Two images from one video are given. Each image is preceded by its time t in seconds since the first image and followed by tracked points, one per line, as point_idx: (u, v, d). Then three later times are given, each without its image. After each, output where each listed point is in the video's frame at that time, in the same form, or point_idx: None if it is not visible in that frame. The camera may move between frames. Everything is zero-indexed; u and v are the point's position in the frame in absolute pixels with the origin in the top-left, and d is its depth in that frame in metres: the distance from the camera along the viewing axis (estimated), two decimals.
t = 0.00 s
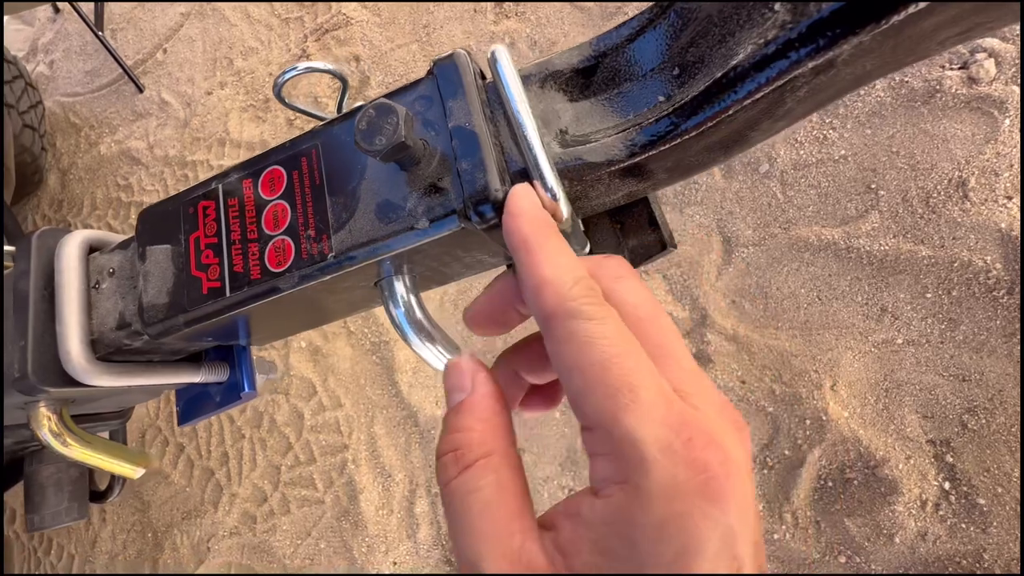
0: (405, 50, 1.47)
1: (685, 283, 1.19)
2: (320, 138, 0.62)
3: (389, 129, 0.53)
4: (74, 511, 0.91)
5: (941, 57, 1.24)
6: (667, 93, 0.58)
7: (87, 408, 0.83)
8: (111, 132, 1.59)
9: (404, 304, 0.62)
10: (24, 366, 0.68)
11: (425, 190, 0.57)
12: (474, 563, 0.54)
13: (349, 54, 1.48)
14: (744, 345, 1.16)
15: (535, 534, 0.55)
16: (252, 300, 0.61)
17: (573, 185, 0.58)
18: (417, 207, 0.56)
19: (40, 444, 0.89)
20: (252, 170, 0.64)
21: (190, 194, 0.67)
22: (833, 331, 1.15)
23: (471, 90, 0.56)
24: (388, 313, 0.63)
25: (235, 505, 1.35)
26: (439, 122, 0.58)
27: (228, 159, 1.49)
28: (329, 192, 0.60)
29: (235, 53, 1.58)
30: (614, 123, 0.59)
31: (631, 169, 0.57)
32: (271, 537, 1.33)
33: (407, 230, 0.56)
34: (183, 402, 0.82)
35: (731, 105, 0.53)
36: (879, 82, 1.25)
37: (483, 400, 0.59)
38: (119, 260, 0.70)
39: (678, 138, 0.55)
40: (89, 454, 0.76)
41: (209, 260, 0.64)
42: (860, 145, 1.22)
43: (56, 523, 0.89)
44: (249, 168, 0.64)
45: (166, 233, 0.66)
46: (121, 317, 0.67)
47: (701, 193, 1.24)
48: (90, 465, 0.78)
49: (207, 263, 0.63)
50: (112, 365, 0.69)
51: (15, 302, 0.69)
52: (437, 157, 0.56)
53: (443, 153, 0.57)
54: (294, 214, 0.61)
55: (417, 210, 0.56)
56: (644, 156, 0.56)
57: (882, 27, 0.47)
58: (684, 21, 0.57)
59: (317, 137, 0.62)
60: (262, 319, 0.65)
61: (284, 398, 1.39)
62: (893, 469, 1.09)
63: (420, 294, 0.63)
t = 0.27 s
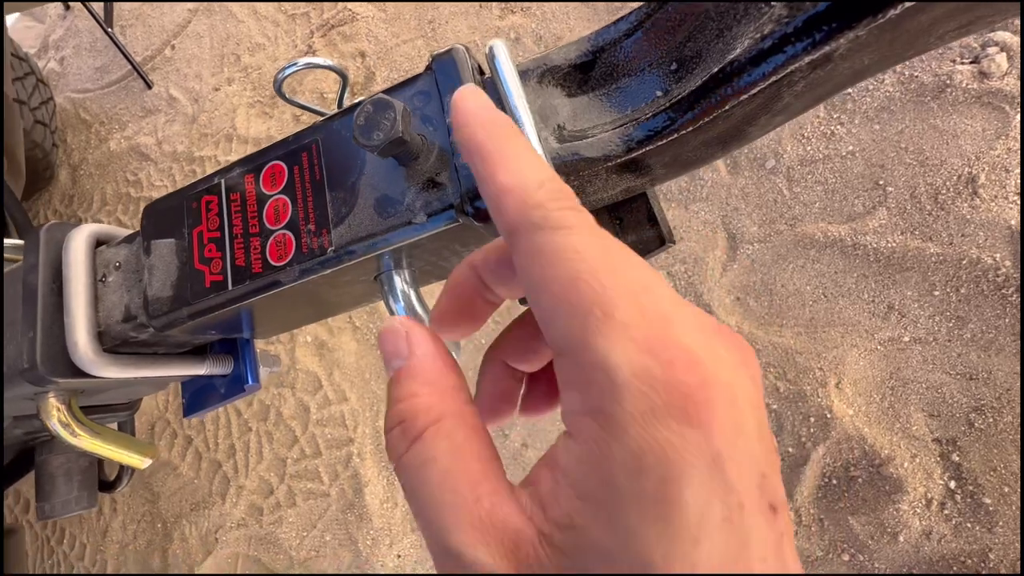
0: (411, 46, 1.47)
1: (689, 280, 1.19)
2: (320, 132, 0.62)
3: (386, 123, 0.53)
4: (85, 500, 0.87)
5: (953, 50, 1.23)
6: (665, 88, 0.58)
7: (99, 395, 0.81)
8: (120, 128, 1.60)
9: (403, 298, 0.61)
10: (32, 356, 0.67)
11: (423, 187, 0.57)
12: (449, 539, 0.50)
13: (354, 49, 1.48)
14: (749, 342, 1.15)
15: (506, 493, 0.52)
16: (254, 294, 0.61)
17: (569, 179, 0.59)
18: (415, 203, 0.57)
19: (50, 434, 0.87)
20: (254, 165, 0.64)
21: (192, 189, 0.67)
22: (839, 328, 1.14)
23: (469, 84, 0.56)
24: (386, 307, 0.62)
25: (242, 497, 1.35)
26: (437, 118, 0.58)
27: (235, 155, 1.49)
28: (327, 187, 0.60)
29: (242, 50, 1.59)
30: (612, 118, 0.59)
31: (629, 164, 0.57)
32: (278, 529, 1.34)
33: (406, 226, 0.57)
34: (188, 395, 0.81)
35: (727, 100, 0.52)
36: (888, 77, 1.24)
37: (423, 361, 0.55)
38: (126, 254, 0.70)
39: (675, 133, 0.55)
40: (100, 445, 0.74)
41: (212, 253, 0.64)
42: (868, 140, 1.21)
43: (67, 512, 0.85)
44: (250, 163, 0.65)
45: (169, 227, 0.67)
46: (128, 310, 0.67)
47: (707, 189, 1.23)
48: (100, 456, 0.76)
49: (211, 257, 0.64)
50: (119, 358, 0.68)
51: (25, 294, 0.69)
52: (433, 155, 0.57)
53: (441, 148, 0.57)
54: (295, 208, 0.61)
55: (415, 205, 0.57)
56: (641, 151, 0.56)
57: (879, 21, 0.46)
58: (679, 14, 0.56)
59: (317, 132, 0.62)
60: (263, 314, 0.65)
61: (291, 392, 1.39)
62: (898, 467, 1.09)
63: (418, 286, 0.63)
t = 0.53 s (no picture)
0: (419, 43, 1.47)
1: (698, 278, 1.18)
2: (335, 126, 0.62)
3: (405, 117, 0.52)
4: (99, 493, 0.84)
5: (968, 45, 1.22)
6: (685, 82, 0.58)
7: (109, 392, 0.80)
8: (130, 125, 1.60)
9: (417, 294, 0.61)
10: (50, 351, 0.66)
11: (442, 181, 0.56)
12: None
13: (362, 46, 1.47)
14: (758, 340, 1.14)
15: (458, 534, 0.52)
16: (270, 289, 0.61)
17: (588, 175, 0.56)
18: (432, 198, 0.56)
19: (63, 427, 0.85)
20: (269, 159, 0.63)
21: (207, 184, 0.67)
22: (850, 326, 1.13)
23: (488, 79, 0.56)
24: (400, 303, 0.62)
25: (251, 492, 1.35)
26: (454, 112, 0.57)
27: (244, 152, 1.49)
28: (344, 182, 0.60)
29: (250, 47, 1.59)
30: (631, 111, 0.58)
31: (647, 159, 0.56)
32: (286, 523, 1.34)
33: (423, 221, 0.56)
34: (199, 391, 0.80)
35: (750, 94, 0.51)
36: (901, 72, 1.22)
37: (378, 444, 0.58)
38: (141, 249, 0.69)
39: (696, 127, 0.54)
40: (114, 437, 0.74)
41: (228, 249, 0.64)
42: (881, 137, 1.19)
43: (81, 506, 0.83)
44: (265, 157, 0.64)
45: (185, 222, 0.66)
46: (144, 305, 0.67)
47: (716, 186, 1.22)
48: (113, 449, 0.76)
49: (226, 252, 0.63)
50: (136, 353, 0.68)
51: (41, 289, 0.67)
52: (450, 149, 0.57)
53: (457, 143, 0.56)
54: (311, 204, 0.61)
55: (432, 200, 0.56)
56: (660, 146, 0.55)
57: (908, 12, 0.45)
58: (702, 9, 0.58)
59: (333, 126, 0.61)
60: (278, 309, 0.65)
61: (298, 389, 1.40)
62: (909, 467, 1.07)
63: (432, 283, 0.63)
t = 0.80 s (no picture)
0: (415, 42, 1.46)
1: (694, 280, 1.16)
2: (302, 136, 0.61)
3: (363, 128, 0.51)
4: (83, 497, 0.86)
5: (968, 45, 1.20)
6: (654, 91, 0.57)
7: (92, 397, 0.80)
8: (130, 125, 1.61)
9: (387, 305, 0.60)
10: (19, 359, 0.67)
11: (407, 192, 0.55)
12: (535, 481, 0.60)
13: (359, 45, 1.47)
14: (753, 343, 1.13)
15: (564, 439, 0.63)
16: (236, 300, 0.61)
17: (555, 184, 0.56)
18: (396, 210, 0.55)
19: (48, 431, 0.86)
20: (237, 169, 0.63)
21: (177, 192, 0.66)
22: (846, 331, 1.12)
23: (451, 90, 0.56)
24: (370, 314, 0.62)
25: (248, 492, 1.31)
26: (418, 121, 0.57)
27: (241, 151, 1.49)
28: (309, 191, 0.59)
29: (248, 46, 1.59)
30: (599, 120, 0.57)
31: (615, 169, 0.56)
32: (282, 524, 1.31)
33: (387, 233, 0.56)
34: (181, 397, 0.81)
35: (715, 106, 0.51)
36: (900, 73, 1.20)
37: (528, 341, 0.65)
38: (112, 257, 0.69)
39: (661, 140, 0.53)
40: (94, 445, 0.75)
41: (196, 258, 0.63)
42: (879, 138, 1.18)
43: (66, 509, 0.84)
44: (233, 167, 0.64)
45: (154, 231, 0.66)
46: (114, 313, 0.67)
47: (712, 187, 1.21)
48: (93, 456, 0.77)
49: (193, 262, 0.63)
50: (106, 362, 0.68)
51: (13, 296, 0.69)
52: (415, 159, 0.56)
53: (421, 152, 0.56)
54: (276, 214, 0.60)
55: (396, 212, 0.55)
56: (626, 156, 0.54)
57: (875, 22, 0.45)
58: (670, 17, 0.57)
59: (300, 136, 0.61)
60: (247, 319, 0.64)
61: (296, 388, 1.34)
62: (905, 474, 1.06)
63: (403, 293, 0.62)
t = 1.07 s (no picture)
0: (410, 44, 1.45)
1: (688, 285, 1.15)
2: (261, 149, 0.61)
3: (315, 144, 0.51)
4: (62, 507, 0.87)
5: (966, 47, 1.18)
6: (621, 102, 0.56)
7: (65, 408, 0.79)
8: (126, 125, 1.60)
9: (352, 322, 0.60)
10: None
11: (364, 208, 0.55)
12: (505, 529, 0.56)
13: (354, 46, 1.47)
14: (748, 349, 1.11)
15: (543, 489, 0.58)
16: (194, 316, 0.61)
17: (519, 201, 0.57)
18: (354, 227, 0.55)
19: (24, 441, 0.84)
20: (196, 181, 0.63)
21: (138, 204, 0.66)
22: (841, 337, 1.10)
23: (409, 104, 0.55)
24: (336, 330, 0.61)
25: (242, 494, 1.29)
26: (376, 135, 0.56)
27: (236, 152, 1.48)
28: (268, 206, 0.59)
29: (244, 47, 1.58)
30: (564, 131, 0.57)
31: (581, 183, 0.56)
32: (276, 526, 1.28)
33: (344, 251, 0.55)
34: (155, 409, 0.81)
35: (679, 120, 0.52)
36: (897, 76, 1.19)
37: (503, 378, 0.60)
38: (76, 270, 0.69)
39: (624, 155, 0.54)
40: (65, 456, 0.74)
41: (155, 272, 0.63)
42: (875, 141, 1.16)
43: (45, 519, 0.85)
44: (192, 179, 0.63)
45: (116, 244, 0.66)
46: (76, 329, 0.67)
47: (707, 191, 1.19)
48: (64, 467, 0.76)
49: (153, 276, 0.63)
50: (69, 376, 0.69)
51: None
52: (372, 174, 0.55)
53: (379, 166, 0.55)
54: (234, 228, 0.60)
55: (353, 229, 0.55)
56: (591, 171, 0.55)
57: (839, 35, 0.45)
58: (634, 26, 0.55)
59: (258, 149, 0.60)
60: (209, 334, 0.64)
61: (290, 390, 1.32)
62: (900, 482, 1.05)
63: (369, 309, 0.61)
